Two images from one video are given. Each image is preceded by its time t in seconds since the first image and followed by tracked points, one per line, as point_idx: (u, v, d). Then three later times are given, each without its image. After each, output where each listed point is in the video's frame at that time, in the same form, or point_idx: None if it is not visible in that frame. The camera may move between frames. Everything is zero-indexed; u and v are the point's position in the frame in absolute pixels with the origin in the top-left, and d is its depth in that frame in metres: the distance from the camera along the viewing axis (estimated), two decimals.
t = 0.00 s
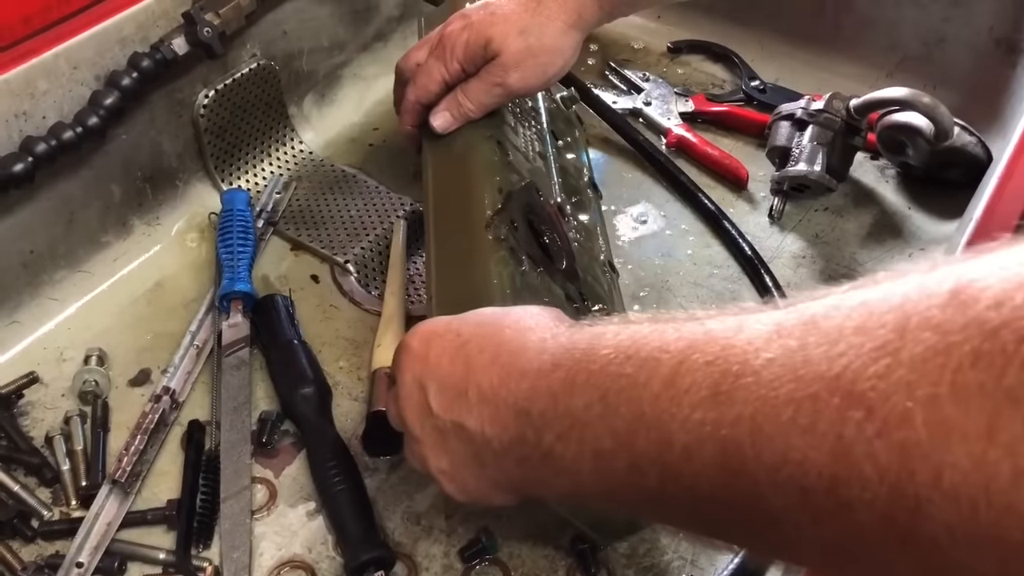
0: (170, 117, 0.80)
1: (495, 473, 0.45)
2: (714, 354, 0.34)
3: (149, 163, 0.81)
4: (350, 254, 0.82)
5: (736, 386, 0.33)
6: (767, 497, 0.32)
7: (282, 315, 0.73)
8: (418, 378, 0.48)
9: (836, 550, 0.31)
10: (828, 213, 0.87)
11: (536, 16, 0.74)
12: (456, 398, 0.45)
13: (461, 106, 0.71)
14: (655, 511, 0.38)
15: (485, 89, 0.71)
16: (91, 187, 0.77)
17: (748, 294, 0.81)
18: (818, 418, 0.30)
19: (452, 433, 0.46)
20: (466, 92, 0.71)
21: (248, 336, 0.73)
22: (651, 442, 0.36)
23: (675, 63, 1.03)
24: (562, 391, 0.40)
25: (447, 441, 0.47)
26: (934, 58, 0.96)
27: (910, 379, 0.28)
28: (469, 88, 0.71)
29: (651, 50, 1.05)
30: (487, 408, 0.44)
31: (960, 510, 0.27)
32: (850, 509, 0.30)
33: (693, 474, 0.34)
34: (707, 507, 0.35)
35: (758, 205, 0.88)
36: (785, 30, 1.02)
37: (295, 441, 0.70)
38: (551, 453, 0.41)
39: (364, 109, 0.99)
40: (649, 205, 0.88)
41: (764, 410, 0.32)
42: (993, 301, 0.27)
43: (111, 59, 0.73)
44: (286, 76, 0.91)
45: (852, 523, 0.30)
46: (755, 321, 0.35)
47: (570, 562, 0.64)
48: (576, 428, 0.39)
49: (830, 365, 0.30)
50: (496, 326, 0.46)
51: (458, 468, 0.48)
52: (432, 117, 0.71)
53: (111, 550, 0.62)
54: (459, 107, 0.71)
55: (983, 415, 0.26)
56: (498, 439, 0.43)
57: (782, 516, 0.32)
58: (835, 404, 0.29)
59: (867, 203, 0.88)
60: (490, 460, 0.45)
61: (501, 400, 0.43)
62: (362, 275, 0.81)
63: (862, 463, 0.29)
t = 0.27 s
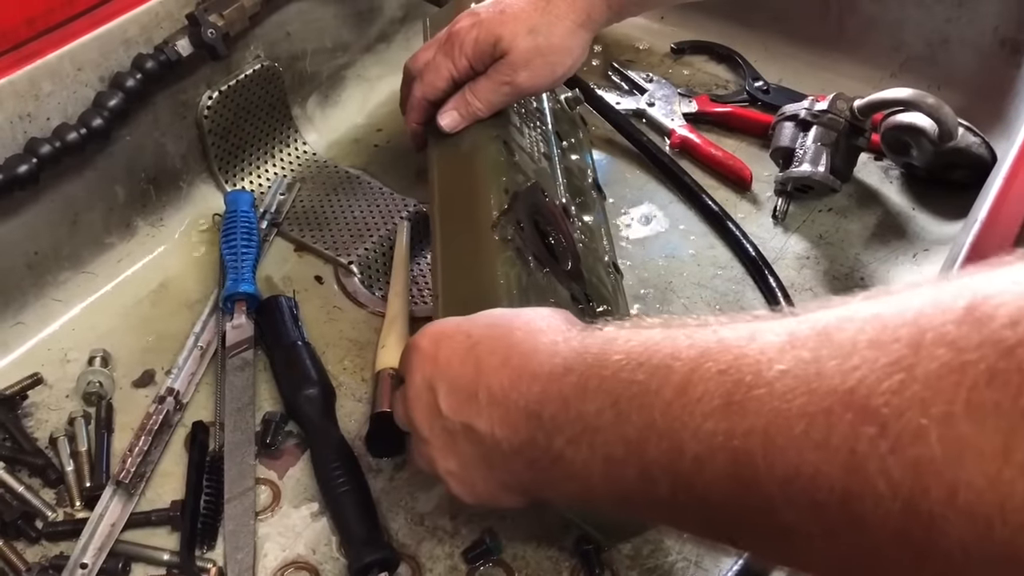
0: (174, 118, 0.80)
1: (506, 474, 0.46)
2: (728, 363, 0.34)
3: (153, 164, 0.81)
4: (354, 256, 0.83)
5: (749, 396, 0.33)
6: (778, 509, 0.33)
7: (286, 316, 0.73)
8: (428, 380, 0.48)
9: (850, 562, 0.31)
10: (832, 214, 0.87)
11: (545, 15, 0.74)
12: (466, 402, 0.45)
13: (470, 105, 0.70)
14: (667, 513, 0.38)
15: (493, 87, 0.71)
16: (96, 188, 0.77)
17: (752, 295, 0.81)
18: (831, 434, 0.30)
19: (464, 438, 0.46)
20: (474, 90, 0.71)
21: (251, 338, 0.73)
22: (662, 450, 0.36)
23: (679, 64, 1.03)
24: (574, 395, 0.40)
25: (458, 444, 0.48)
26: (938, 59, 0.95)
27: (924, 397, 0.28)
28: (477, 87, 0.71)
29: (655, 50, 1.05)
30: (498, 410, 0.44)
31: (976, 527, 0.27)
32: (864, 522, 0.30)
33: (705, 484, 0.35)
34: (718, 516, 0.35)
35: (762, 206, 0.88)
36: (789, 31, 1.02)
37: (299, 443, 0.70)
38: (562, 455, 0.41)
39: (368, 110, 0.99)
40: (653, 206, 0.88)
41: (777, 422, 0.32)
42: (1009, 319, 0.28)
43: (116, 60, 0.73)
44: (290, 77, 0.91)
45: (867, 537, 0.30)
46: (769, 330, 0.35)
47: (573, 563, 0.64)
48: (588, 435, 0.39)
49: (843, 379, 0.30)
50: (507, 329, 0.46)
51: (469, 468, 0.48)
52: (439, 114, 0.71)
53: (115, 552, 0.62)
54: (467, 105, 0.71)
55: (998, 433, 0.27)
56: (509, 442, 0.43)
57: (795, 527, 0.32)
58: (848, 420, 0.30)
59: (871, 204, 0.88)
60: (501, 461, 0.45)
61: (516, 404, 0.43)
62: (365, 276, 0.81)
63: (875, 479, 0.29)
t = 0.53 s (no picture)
0: (175, 118, 0.80)
1: (530, 470, 0.45)
2: (767, 381, 0.34)
3: (155, 165, 0.81)
4: (356, 257, 0.82)
5: (787, 416, 0.33)
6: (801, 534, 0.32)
7: (287, 317, 0.73)
8: (458, 366, 0.48)
9: None
10: (835, 214, 0.87)
11: (568, 8, 0.74)
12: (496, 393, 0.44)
13: (490, 99, 0.71)
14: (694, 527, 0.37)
15: (515, 81, 0.71)
16: (98, 190, 0.77)
17: (755, 295, 0.80)
18: (868, 472, 0.30)
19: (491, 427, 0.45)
20: (495, 84, 0.71)
21: (253, 339, 0.73)
22: (693, 463, 0.35)
23: (681, 63, 1.03)
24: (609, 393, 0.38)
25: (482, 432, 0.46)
26: (941, 58, 0.95)
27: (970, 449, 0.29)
28: (498, 80, 0.71)
29: (656, 50, 1.05)
30: (528, 403, 0.42)
31: None
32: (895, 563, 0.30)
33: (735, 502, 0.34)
34: (746, 532, 0.35)
35: (765, 206, 0.88)
36: (791, 31, 1.02)
37: (301, 444, 0.70)
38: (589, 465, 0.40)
39: (369, 111, 0.99)
40: (656, 206, 0.88)
41: (813, 443, 0.32)
42: None
43: (118, 61, 0.73)
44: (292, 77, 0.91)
45: None
46: (809, 348, 0.34)
47: (576, 564, 0.64)
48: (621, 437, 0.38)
49: (885, 416, 0.30)
50: (543, 323, 0.45)
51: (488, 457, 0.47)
52: (461, 108, 0.72)
53: (117, 553, 0.62)
54: (488, 99, 0.71)
55: None
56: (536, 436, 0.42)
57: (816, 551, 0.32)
58: (889, 463, 0.30)
59: (874, 205, 0.88)
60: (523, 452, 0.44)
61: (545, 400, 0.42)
62: (367, 277, 0.81)
63: (912, 522, 0.29)
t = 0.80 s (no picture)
0: (177, 119, 0.80)
1: (555, 442, 0.45)
2: (810, 382, 0.33)
3: (156, 165, 0.81)
4: (357, 257, 0.83)
5: (826, 421, 0.32)
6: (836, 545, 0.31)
7: (289, 318, 0.73)
8: (504, 330, 0.48)
9: None
10: (837, 214, 0.87)
11: None
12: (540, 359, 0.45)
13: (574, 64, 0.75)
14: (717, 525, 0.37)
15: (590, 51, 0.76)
16: (98, 190, 0.77)
17: (756, 295, 0.80)
18: (899, 492, 0.29)
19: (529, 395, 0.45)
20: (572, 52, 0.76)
21: (255, 339, 0.73)
22: (727, 452, 0.35)
23: (682, 63, 1.03)
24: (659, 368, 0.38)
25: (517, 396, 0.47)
26: (943, 58, 0.95)
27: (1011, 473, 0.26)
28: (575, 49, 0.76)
29: (657, 50, 1.05)
30: (571, 370, 0.43)
31: None
32: None
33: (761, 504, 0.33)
34: (768, 539, 0.34)
35: (767, 205, 0.88)
36: (792, 31, 1.02)
37: (303, 444, 0.70)
38: (619, 450, 0.39)
39: (370, 111, 0.99)
40: (657, 206, 0.88)
41: (849, 453, 0.31)
42: None
43: (118, 61, 0.73)
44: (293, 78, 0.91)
45: None
46: (862, 359, 0.33)
47: (580, 564, 0.63)
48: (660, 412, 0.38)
49: (924, 438, 0.29)
50: (591, 300, 0.45)
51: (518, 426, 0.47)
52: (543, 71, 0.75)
53: (119, 554, 0.62)
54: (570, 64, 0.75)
55: None
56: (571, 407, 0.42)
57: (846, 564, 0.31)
58: (919, 486, 0.29)
59: (876, 205, 0.88)
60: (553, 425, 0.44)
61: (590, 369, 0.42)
62: (368, 278, 0.81)
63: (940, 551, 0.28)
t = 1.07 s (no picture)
0: (176, 119, 0.80)
1: (603, 419, 0.45)
2: (868, 385, 0.33)
3: (155, 165, 0.81)
4: (357, 257, 0.82)
5: (879, 426, 0.32)
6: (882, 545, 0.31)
7: (289, 318, 0.73)
8: (565, 303, 0.48)
9: None
10: (837, 213, 0.87)
11: None
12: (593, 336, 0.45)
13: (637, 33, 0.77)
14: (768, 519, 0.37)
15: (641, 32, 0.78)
16: (98, 190, 0.76)
17: (756, 294, 0.80)
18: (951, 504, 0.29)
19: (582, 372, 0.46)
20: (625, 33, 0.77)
21: (255, 339, 0.73)
22: (781, 446, 0.34)
23: (682, 63, 1.02)
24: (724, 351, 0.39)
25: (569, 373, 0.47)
26: (944, 58, 0.95)
27: None
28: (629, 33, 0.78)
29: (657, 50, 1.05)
30: (628, 351, 0.43)
31: None
32: None
33: (812, 503, 0.33)
34: (814, 535, 0.34)
35: (767, 205, 0.88)
36: (792, 31, 1.02)
37: (302, 445, 0.70)
38: (671, 442, 0.40)
39: (369, 111, 0.99)
40: (657, 206, 0.88)
41: (900, 459, 0.31)
42: None
43: (118, 62, 0.73)
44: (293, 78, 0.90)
45: None
46: (920, 367, 0.34)
47: (581, 563, 0.63)
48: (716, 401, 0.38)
49: (974, 451, 0.29)
50: (647, 286, 0.46)
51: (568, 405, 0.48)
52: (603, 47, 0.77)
53: (119, 554, 0.62)
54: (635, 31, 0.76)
55: None
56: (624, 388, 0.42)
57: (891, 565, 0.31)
58: (967, 499, 0.29)
59: (876, 204, 0.87)
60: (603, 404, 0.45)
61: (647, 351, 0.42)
62: (369, 278, 0.81)
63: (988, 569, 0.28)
